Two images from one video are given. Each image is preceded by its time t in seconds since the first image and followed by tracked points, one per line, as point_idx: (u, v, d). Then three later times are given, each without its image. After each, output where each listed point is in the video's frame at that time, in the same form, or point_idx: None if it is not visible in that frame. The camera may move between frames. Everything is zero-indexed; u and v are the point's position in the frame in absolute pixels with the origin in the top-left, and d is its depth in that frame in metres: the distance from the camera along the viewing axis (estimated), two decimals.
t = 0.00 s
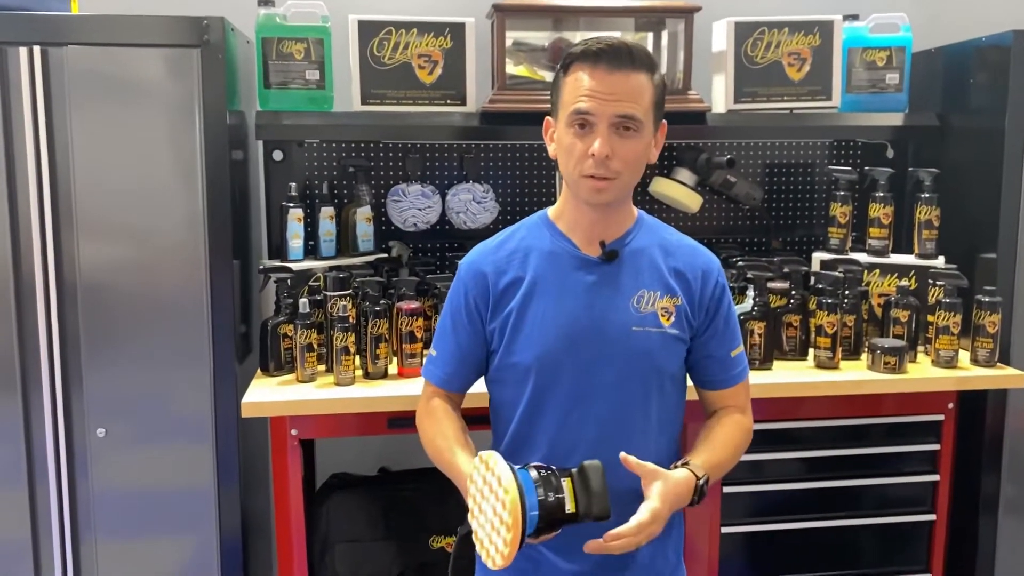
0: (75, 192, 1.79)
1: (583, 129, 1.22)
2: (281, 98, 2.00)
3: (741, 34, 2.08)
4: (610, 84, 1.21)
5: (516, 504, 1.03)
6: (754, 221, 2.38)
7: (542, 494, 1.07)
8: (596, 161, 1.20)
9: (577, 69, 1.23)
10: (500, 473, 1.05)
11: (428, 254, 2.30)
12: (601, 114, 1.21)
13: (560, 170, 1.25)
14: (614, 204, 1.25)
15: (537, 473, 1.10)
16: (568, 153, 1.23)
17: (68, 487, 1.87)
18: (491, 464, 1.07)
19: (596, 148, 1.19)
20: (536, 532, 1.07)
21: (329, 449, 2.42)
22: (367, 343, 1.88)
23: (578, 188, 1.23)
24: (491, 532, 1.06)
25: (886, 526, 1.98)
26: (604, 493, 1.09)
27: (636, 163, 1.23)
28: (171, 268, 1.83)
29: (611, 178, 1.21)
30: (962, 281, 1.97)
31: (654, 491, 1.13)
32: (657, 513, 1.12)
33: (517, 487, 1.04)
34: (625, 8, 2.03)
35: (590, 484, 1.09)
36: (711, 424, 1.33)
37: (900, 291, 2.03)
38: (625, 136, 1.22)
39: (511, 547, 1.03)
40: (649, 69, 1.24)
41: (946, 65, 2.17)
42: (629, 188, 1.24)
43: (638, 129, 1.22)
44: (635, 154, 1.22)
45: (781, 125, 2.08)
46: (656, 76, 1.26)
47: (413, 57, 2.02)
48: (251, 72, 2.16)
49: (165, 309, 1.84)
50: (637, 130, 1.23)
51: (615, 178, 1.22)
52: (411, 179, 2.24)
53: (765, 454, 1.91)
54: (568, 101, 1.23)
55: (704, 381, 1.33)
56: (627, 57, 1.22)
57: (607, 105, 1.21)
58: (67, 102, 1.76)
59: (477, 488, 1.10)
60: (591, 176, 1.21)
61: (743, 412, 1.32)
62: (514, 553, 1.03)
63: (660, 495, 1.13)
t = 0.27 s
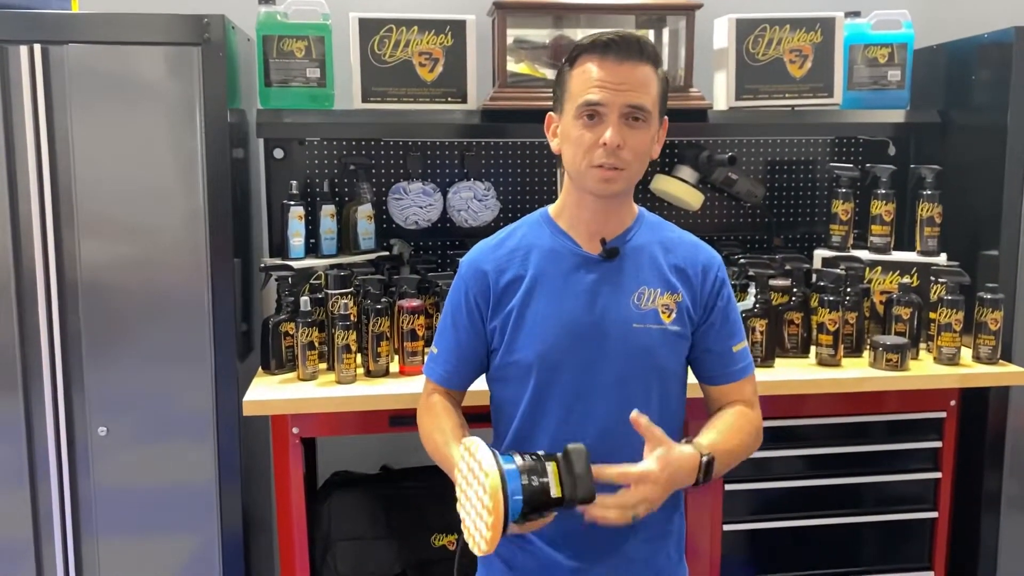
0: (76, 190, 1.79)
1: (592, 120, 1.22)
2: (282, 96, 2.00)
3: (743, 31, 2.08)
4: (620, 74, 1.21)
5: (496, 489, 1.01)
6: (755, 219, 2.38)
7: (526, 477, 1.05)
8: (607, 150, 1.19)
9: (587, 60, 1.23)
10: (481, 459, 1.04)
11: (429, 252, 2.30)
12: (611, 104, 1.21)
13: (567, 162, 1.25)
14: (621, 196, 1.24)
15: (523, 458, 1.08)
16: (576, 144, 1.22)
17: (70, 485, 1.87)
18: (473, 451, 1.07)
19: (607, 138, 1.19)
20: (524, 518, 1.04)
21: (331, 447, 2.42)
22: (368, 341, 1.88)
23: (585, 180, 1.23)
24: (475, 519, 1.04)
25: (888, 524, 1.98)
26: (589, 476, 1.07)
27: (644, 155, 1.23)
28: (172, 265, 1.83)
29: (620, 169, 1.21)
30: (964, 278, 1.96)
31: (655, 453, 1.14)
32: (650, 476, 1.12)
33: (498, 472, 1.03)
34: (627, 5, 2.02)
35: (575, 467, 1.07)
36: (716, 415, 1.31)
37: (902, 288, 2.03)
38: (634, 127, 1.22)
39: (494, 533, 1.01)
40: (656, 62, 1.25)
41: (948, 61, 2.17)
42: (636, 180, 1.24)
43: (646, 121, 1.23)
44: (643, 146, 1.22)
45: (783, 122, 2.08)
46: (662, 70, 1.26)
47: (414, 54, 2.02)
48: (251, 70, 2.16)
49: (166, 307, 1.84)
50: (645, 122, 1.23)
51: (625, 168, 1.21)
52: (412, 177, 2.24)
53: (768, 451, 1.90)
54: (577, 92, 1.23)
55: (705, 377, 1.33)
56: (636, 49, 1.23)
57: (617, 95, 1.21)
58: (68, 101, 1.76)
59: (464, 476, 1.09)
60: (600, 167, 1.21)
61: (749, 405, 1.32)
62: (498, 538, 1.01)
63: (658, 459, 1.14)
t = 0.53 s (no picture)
0: (77, 190, 1.79)
1: (593, 117, 1.22)
2: (283, 95, 2.00)
3: (744, 29, 2.08)
4: (621, 71, 1.21)
5: (448, 447, 1.02)
6: (757, 217, 2.38)
7: (483, 439, 1.06)
8: (606, 147, 1.19)
9: (588, 57, 1.23)
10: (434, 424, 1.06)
11: (430, 251, 2.30)
12: (611, 101, 1.21)
13: (567, 159, 1.25)
14: (621, 194, 1.24)
15: (481, 424, 1.09)
16: (577, 140, 1.22)
17: (71, 485, 1.87)
18: (428, 420, 1.09)
19: (607, 135, 1.19)
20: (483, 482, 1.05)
21: (332, 446, 2.42)
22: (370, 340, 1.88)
23: (585, 177, 1.23)
24: (432, 484, 1.05)
25: (890, 522, 1.97)
26: (545, 431, 1.07)
27: (645, 153, 1.23)
28: (174, 264, 1.83)
29: (620, 166, 1.21)
30: (966, 276, 1.96)
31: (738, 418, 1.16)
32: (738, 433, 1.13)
33: (451, 434, 1.04)
34: (628, 4, 2.02)
35: (529, 425, 1.07)
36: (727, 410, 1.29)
37: (904, 287, 2.03)
38: (635, 124, 1.22)
39: (449, 494, 1.01)
40: (659, 60, 1.25)
41: (950, 59, 2.16)
42: (637, 178, 1.24)
43: (647, 119, 1.23)
44: (644, 144, 1.22)
45: (784, 120, 2.07)
46: (665, 69, 1.26)
47: (415, 53, 2.01)
48: (252, 69, 2.16)
49: (167, 307, 1.84)
50: (646, 120, 1.23)
51: (624, 167, 1.21)
52: (413, 176, 2.24)
53: (770, 450, 1.90)
54: (578, 89, 1.23)
55: (706, 376, 1.32)
56: (638, 47, 1.23)
57: (618, 92, 1.21)
58: (68, 100, 1.76)
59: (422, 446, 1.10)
60: (599, 164, 1.21)
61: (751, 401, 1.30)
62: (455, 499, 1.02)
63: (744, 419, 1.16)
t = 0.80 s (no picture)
0: (78, 190, 1.79)
1: (594, 125, 1.22)
2: (284, 95, 2.00)
3: (745, 28, 2.08)
4: (623, 80, 1.20)
5: (411, 520, 0.98)
6: (758, 217, 2.38)
7: (448, 509, 1.03)
8: (606, 158, 1.19)
9: (591, 65, 1.22)
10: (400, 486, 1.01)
11: (431, 250, 2.30)
12: (613, 110, 1.20)
13: (568, 166, 1.24)
14: (622, 203, 1.24)
15: (450, 486, 1.06)
16: (577, 149, 1.22)
17: (73, 484, 1.88)
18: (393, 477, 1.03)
19: (608, 145, 1.19)
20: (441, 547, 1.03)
21: (334, 446, 2.42)
22: (371, 339, 1.88)
23: (585, 185, 1.23)
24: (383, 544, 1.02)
25: (891, 521, 1.97)
26: (508, 519, 1.06)
27: (645, 162, 1.22)
28: (175, 265, 1.83)
29: (620, 176, 1.21)
30: (967, 276, 1.96)
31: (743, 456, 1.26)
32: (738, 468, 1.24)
33: (417, 504, 1.00)
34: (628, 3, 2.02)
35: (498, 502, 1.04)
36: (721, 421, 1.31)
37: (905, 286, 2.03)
38: (636, 134, 1.21)
39: (403, 561, 0.99)
40: (662, 68, 1.24)
41: (951, 58, 2.16)
42: (638, 187, 1.24)
43: (649, 128, 1.22)
44: (645, 153, 1.22)
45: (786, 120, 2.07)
46: (668, 75, 1.26)
47: (416, 53, 2.01)
48: (253, 69, 2.16)
49: (169, 308, 1.84)
50: (648, 129, 1.22)
51: (624, 177, 1.21)
52: (414, 175, 2.24)
53: (770, 449, 1.90)
54: (580, 97, 1.23)
55: (704, 383, 1.32)
56: (641, 54, 1.22)
57: (620, 101, 1.20)
58: (70, 101, 1.76)
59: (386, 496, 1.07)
60: (600, 173, 1.21)
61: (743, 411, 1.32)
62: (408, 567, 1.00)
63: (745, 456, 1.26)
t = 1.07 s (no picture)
0: (78, 189, 1.79)
1: (587, 135, 1.20)
2: (284, 93, 1.99)
3: (745, 26, 2.07)
4: (616, 91, 1.18)
5: (422, 538, 1.02)
6: (758, 214, 2.38)
7: (460, 529, 1.06)
8: (600, 170, 1.18)
9: (584, 74, 1.20)
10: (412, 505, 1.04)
11: (431, 249, 2.29)
12: (606, 121, 1.19)
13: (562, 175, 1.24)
14: (616, 211, 1.23)
15: (462, 505, 1.09)
16: (570, 159, 1.21)
17: (73, 483, 1.88)
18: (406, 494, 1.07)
19: (601, 157, 1.18)
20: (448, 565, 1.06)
21: (334, 444, 2.42)
22: (372, 337, 1.89)
23: (579, 195, 1.22)
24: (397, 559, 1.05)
25: (891, 519, 1.97)
26: (521, 538, 1.07)
27: (640, 172, 1.21)
28: (174, 264, 1.83)
29: (614, 187, 1.20)
30: (968, 273, 1.96)
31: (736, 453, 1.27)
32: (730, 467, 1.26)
33: (429, 522, 1.03)
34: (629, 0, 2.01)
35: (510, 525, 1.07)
36: (718, 418, 1.32)
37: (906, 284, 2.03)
38: (630, 144, 1.20)
39: None
40: (657, 75, 1.21)
41: (952, 56, 2.16)
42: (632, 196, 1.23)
43: (643, 137, 1.21)
44: (640, 163, 1.21)
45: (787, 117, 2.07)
46: (663, 81, 1.24)
47: (416, 51, 2.01)
48: (253, 67, 2.16)
49: (170, 307, 1.84)
50: (642, 138, 1.21)
51: (619, 187, 1.20)
52: (414, 173, 2.24)
53: (771, 448, 1.90)
54: (573, 106, 1.21)
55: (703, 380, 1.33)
56: (636, 63, 1.20)
57: (613, 112, 1.19)
58: (70, 100, 1.76)
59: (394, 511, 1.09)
60: (594, 184, 1.20)
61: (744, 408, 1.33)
62: None
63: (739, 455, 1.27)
